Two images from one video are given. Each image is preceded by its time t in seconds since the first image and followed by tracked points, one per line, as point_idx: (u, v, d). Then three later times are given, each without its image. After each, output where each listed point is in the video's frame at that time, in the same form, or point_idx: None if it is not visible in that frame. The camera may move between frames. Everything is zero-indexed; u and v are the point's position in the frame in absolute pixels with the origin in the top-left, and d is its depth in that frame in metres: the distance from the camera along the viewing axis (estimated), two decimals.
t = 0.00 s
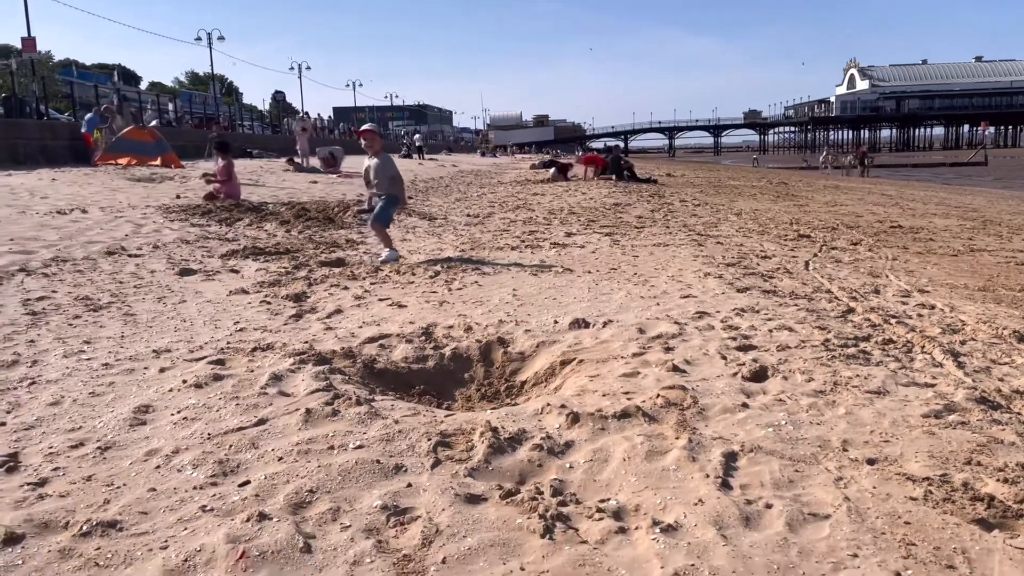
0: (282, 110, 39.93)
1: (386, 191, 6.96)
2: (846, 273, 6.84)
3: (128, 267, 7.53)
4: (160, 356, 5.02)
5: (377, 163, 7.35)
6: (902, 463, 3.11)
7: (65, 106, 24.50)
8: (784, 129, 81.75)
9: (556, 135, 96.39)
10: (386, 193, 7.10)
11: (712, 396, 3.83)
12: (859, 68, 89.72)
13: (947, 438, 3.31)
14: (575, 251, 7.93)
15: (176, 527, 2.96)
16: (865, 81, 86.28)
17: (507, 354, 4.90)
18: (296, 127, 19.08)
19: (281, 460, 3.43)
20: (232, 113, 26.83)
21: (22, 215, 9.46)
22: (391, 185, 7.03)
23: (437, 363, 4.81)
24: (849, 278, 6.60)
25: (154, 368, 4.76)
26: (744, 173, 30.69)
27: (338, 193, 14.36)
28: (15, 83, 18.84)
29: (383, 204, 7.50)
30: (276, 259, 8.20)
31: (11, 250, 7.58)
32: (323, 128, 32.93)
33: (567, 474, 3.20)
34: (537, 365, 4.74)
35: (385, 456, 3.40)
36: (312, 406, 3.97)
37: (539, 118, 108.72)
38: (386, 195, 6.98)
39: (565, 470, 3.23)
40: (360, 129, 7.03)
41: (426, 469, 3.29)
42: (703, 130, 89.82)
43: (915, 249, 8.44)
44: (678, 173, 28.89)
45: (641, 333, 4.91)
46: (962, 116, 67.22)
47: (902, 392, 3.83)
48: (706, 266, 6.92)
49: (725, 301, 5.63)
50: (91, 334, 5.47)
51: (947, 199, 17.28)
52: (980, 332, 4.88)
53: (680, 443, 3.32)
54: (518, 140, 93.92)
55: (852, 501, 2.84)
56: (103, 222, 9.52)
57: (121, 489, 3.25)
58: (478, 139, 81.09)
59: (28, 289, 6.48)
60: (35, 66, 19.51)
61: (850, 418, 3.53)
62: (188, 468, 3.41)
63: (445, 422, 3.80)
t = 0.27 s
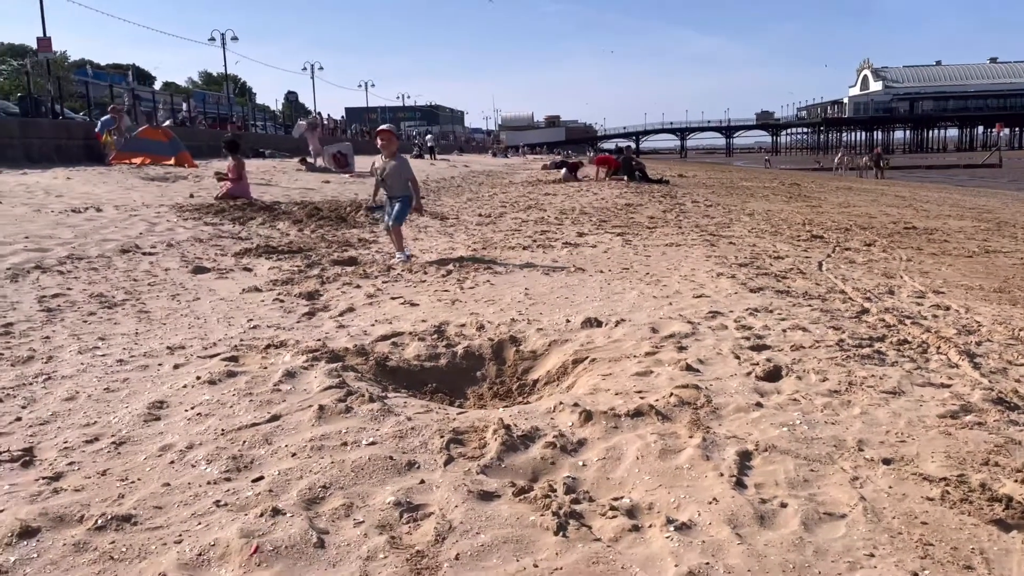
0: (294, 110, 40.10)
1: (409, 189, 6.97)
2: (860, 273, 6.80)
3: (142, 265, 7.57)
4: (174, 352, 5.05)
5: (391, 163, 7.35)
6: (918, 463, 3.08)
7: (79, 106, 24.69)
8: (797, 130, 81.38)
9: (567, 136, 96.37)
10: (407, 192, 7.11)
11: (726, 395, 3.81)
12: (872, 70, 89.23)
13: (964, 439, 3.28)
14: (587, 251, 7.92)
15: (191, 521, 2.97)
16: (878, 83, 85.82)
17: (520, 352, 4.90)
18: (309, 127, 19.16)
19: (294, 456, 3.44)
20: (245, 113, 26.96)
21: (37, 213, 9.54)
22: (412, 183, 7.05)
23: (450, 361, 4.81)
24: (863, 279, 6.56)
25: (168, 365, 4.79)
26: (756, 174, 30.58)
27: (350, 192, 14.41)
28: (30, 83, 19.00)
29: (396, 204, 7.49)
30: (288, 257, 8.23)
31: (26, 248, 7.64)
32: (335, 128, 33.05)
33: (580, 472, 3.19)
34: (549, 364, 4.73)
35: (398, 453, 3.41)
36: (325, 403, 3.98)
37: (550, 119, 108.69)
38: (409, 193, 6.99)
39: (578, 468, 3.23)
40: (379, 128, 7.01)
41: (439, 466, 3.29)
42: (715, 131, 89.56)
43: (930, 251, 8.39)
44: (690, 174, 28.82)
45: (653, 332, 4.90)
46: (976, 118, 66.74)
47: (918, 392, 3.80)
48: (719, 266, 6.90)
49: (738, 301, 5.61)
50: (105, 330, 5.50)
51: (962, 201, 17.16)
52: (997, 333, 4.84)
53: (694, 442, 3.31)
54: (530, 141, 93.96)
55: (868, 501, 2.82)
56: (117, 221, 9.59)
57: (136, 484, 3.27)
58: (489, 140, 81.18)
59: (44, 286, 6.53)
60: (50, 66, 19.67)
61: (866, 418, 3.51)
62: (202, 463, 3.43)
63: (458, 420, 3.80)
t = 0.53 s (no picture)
0: (307, 112, 40.30)
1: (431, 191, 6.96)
2: (872, 278, 6.76)
3: (154, 265, 7.62)
4: (185, 352, 5.07)
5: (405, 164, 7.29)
6: (930, 469, 3.06)
7: (94, 108, 24.91)
8: (809, 135, 81.04)
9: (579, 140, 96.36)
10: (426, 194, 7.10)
11: (736, 399, 3.79)
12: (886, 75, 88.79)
13: (976, 445, 3.25)
14: (597, 254, 7.91)
15: (199, 520, 2.98)
16: (892, 87, 85.37)
17: (529, 355, 4.89)
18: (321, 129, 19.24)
19: (303, 456, 3.45)
20: (258, 115, 27.10)
21: (51, 213, 9.62)
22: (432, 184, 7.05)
23: (459, 363, 4.81)
24: (875, 284, 6.53)
25: (179, 365, 4.81)
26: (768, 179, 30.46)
27: (361, 194, 14.45)
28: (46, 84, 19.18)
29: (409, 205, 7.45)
30: (300, 259, 8.26)
31: (40, 248, 7.70)
32: (347, 131, 33.17)
33: (588, 475, 3.18)
34: (559, 367, 4.72)
35: (406, 454, 3.41)
36: (334, 404, 3.98)
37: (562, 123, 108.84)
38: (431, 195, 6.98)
39: (586, 471, 3.22)
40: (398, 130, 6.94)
41: (447, 468, 3.29)
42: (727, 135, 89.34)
43: (943, 256, 8.33)
44: (702, 178, 28.75)
45: (663, 336, 4.89)
46: (991, 123, 66.29)
47: (930, 398, 3.77)
48: (730, 270, 6.87)
49: (749, 304, 5.59)
50: (117, 330, 5.54)
51: (976, 206, 17.04)
52: (1010, 339, 4.80)
53: (703, 445, 3.29)
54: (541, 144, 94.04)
55: (878, 506, 2.80)
56: (130, 221, 9.65)
57: (145, 483, 3.28)
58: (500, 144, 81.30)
59: (57, 286, 6.58)
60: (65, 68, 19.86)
61: (877, 423, 3.48)
62: (211, 462, 3.44)
63: (467, 421, 3.80)
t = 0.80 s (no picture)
0: (320, 118, 40.55)
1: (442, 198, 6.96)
2: (884, 286, 6.74)
3: (167, 268, 7.69)
4: (197, 354, 5.12)
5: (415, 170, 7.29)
6: (939, 477, 3.04)
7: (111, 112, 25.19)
8: (822, 143, 80.75)
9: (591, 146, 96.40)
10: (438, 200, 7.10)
11: (745, 406, 3.79)
12: (901, 83, 88.37)
13: (986, 454, 3.23)
14: (607, 260, 7.92)
15: (208, 521, 3.00)
16: (907, 96, 84.96)
17: (538, 360, 4.90)
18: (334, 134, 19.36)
19: (312, 458, 3.47)
20: (271, 120, 27.29)
21: (67, 216, 9.72)
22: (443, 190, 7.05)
23: (469, 368, 4.82)
24: (886, 292, 6.50)
25: (191, 367, 4.85)
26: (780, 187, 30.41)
27: (373, 200, 14.53)
28: (63, 89, 19.42)
29: (421, 211, 7.47)
30: (311, 263, 8.32)
31: (56, 251, 7.79)
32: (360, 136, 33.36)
33: (596, 480, 3.19)
34: (567, 372, 4.73)
35: (415, 458, 3.42)
36: (344, 407, 4.01)
37: (574, 130, 108.93)
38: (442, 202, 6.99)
39: (594, 476, 3.22)
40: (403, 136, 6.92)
41: (455, 471, 3.30)
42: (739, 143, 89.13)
43: (955, 265, 8.29)
44: (714, 186, 28.70)
45: (673, 342, 4.88)
46: (1007, 132, 65.83)
47: (939, 406, 3.75)
48: (740, 277, 6.87)
49: (759, 312, 5.58)
50: (130, 332, 5.59)
51: (989, 216, 16.93)
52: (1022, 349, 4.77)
53: (711, 452, 3.29)
54: (553, 151, 94.17)
55: (887, 514, 2.79)
56: (145, 225, 9.75)
57: (156, 484, 3.31)
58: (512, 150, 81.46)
59: (71, 288, 6.65)
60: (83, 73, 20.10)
61: (886, 431, 3.47)
62: (221, 464, 3.47)
63: (475, 426, 3.82)
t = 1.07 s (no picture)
0: (329, 125, 40.72)
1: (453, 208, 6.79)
2: (892, 299, 6.72)
3: (175, 275, 7.73)
4: (204, 362, 5.14)
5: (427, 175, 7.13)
6: (946, 493, 3.03)
7: (120, 118, 25.35)
8: (830, 153, 80.67)
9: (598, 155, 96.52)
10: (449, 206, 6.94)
11: (751, 419, 3.78)
12: (909, 94, 88.26)
13: (994, 470, 3.22)
14: (614, 270, 7.93)
15: (215, 530, 3.01)
16: (915, 106, 84.87)
17: (545, 371, 4.91)
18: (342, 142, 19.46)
19: (318, 468, 3.48)
20: (280, 127, 27.42)
21: (76, 222, 9.78)
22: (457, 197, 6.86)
23: (475, 378, 4.83)
24: (895, 305, 6.48)
25: (198, 375, 4.87)
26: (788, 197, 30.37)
27: (380, 207, 14.57)
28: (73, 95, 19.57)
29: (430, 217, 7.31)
30: (319, 271, 8.35)
31: (64, 257, 7.83)
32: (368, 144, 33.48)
33: (602, 492, 3.19)
34: (574, 383, 4.73)
35: (421, 468, 3.43)
36: (350, 416, 4.02)
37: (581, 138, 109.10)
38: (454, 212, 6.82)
39: (600, 489, 3.22)
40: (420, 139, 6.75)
41: (460, 482, 3.30)
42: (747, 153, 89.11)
43: (964, 278, 8.26)
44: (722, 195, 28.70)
45: (679, 354, 4.88)
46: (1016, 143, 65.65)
47: (947, 421, 3.74)
48: (748, 289, 6.86)
49: (766, 324, 5.57)
50: (138, 339, 5.62)
51: (999, 228, 16.87)
52: None
53: (717, 465, 3.29)
54: (560, 159, 94.32)
55: (893, 530, 2.78)
56: (153, 231, 9.80)
57: (163, 492, 3.33)
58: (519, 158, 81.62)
59: (80, 294, 6.69)
60: (93, 80, 20.26)
61: (893, 445, 3.46)
62: (228, 472, 3.48)
63: (481, 436, 3.82)
